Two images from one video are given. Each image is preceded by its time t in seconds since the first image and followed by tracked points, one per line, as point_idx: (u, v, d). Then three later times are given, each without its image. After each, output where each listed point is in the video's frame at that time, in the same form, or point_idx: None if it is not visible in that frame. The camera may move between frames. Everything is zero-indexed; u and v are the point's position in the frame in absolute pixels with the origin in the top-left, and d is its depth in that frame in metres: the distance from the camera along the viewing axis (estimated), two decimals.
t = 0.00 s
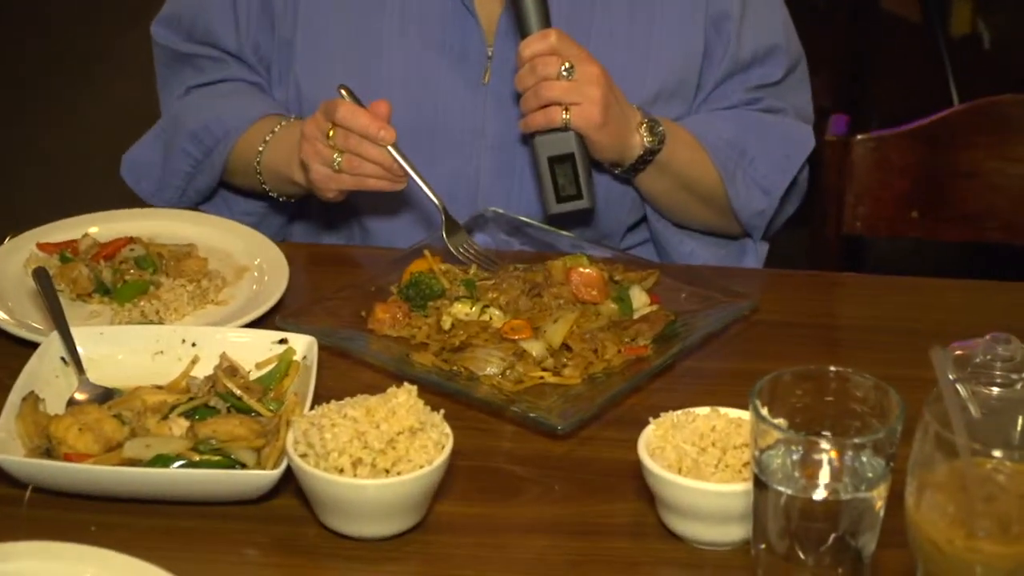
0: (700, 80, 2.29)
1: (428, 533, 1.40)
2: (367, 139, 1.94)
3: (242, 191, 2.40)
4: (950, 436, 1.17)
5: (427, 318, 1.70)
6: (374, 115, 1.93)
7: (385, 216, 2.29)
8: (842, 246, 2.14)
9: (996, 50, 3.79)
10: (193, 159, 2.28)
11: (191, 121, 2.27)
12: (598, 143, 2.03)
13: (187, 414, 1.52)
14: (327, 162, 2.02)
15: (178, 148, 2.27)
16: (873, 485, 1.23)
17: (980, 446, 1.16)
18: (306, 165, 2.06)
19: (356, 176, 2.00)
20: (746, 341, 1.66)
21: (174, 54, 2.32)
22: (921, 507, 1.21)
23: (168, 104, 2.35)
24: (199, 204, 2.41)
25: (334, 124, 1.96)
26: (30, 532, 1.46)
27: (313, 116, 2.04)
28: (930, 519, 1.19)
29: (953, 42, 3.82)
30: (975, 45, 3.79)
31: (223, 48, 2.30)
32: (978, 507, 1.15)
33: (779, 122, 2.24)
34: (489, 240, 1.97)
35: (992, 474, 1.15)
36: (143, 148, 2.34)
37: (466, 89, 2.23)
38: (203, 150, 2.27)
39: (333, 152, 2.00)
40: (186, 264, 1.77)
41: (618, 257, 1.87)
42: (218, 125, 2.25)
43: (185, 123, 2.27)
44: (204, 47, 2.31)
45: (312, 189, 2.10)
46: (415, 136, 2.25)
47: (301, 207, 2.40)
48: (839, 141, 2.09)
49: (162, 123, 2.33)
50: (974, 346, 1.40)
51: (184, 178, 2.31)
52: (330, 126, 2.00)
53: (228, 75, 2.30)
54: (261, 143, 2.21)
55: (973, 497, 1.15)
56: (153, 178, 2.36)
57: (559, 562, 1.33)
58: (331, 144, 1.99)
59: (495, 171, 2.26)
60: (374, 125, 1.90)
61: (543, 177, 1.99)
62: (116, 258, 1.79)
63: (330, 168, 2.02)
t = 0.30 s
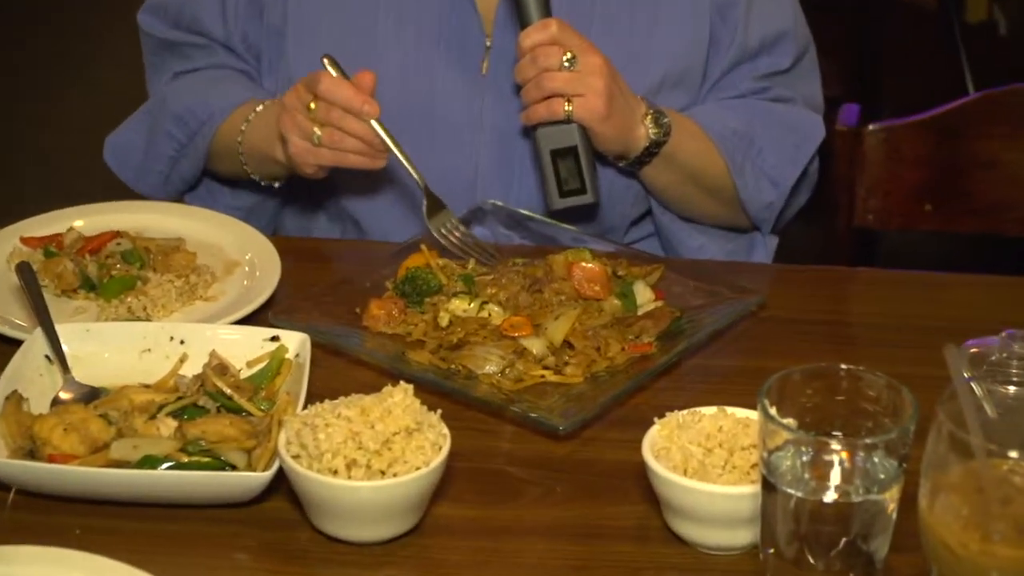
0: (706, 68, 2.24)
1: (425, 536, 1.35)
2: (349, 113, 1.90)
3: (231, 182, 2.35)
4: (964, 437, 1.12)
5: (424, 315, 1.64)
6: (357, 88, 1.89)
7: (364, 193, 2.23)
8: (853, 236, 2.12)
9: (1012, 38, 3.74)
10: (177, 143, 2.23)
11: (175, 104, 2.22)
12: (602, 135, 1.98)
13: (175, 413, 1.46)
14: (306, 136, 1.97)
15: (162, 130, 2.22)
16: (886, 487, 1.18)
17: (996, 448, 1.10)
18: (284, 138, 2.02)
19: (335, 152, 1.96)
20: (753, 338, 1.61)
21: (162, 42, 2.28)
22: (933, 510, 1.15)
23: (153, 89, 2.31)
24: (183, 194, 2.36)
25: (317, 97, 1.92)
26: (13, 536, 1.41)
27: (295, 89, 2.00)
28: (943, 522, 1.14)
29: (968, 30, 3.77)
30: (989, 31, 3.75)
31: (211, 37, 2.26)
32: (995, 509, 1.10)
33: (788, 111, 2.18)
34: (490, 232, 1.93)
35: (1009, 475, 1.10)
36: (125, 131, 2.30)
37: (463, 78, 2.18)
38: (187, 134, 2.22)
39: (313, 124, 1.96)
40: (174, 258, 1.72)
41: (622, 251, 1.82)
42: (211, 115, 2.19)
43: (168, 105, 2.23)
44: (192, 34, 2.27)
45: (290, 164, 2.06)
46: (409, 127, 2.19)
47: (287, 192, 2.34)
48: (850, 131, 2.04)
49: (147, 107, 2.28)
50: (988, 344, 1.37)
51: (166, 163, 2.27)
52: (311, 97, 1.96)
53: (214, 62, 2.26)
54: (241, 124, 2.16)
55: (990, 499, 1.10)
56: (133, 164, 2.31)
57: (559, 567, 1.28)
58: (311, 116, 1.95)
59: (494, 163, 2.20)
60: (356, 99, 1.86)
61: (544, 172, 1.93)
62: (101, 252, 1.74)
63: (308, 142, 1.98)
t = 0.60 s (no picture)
0: (715, 49, 2.19)
1: (422, 540, 1.30)
2: (295, 28, 1.87)
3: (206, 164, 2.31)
4: (979, 438, 1.06)
5: (421, 311, 1.59)
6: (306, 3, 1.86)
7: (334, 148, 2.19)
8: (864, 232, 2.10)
9: None
10: (150, 113, 2.21)
11: (149, 71, 2.19)
12: (609, 115, 1.94)
13: (164, 413, 1.41)
14: (259, 62, 1.95)
15: (134, 99, 2.20)
16: (898, 489, 1.14)
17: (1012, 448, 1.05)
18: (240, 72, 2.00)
19: (289, 76, 1.92)
20: (761, 335, 1.56)
21: (145, 23, 2.24)
22: (947, 514, 1.10)
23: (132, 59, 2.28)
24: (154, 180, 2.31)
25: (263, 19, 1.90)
26: None
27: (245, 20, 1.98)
28: (956, 526, 1.09)
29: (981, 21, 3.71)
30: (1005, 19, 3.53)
31: (196, 16, 2.22)
32: (1011, 512, 1.05)
33: (800, 92, 2.13)
34: (488, 227, 1.87)
35: None
36: (96, 103, 2.24)
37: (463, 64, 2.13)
38: (160, 101, 2.20)
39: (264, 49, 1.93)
40: (163, 253, 1.67)
41: (627, 245, 1.77)
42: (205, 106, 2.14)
43: (143, 74, 2.20)
44: (177, 14, 2.23)
45: (251, 100, 2.02)
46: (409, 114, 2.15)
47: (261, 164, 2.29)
48: (862, 122, 1.99)
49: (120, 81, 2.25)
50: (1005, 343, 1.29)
51: (138, 137, 2.22)
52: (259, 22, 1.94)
53: (200, 42, 2.23)
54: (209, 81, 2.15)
55: (1005, 502, 1.05)
56: (103, 136, 2.24)
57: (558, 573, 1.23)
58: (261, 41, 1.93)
59: (496, 147, 2.16)
60: (304, 13, 1.84)
61: (552, 155, 1.88)
62: (87, 247, 1.69)
63: (262, 69, 1.95)
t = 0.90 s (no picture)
0: (717, 29, 2.14)
1: (418, 544, 1.26)
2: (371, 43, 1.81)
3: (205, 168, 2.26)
4: (993, 439, 1.02)
5: (417, 307, 1.55)
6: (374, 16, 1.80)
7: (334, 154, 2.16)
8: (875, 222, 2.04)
9: None
10: (161, 120, 2.14)
11: (155, 75, 2.13)
12: (608, 96, 1.90)
13: (152, 413, 1.37)
14: (337, 86, 1.89)
15: (146, 106, 2.12)
16: (910, 491, 1.09)
17: None
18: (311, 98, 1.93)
19: (372, 89, 1.86)
20: (768, 332, 1.51)
21: (141, 22, 2.18)
22: (961, 516, 1.06)
23: (125, 68, 2.21)
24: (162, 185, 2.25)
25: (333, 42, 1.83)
26: None
27: (304, 43, 1.90)
28: (970, 529, 1.05)
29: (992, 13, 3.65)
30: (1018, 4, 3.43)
31: (198, 12, 2.18)
32: None
33: (804, 71, 2.09)
34: (484, 220, 1.82)
35: None
36: (102, 114, 2.14)
37: (459, 50, 2.08)
38: (172, 108, 2.13)
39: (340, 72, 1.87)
40: (150, 247, 1.63)
41: (630, 238, 1.72)
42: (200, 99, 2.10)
43: (149, 79, 2.13)
44: (174, 11, 2.18)
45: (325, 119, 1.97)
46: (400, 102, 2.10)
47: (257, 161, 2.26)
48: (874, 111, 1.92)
49: (121, 86, 2.16)
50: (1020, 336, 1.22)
51: (150, 145, 2.15)
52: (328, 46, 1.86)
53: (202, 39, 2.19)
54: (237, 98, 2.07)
55: (1019, 506, 1.01)
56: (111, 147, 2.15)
57: None
58: (335, 64, 1.86)
59: (491, 133, 2.10)
60: (381, 27, 1.77)
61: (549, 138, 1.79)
62: (72, 241, 1.65)
63: (341, 91, 1.89)
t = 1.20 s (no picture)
0: (718, 17, 2.10)
1: (414, 550, 1.21)
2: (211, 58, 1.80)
3: (183, 159, 2.22)
4: (1006, 440, 0.97)
5: (414, 305, 1.50)
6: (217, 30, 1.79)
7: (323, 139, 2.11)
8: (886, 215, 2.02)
9: None
10: (118, 112, 2.12)
11: (112, 66, 2.11)
12: (609, 84, 1.87)
13: (139, 413, 1.31)
14: (209, 101, 1.89)
15: (101, 99, 2.11)
16: (922, 495, 1.04)
17: None
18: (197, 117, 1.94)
19: (240, 101, 1.85)
20: (776, 330, 1.47)
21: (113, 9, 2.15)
22: (974, 520, 1.01)
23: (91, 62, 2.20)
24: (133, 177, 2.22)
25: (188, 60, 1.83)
26: None
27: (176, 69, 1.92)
28: (983, 535, 1.00)
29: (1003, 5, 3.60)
30: None
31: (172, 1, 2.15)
32: None
33: (810, 59, 2.04)
34: (483, 215, 1.78)
35: None
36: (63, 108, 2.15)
37: (452, 38, 2.04)
38: (127, 102, 2.11)
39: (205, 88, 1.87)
40: (137, 243, 1.59)
41: (632, 233, 1.67)
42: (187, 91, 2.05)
43: (105, 71, 2.11)
44: None
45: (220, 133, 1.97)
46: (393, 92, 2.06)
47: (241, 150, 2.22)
48: (885, 102, 1.92)
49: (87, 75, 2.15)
50: None
51: (108, 137, 2.14)
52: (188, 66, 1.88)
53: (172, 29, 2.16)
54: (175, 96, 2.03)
55: None
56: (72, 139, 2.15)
57: None
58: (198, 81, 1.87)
59: (485, 122, 2.06)
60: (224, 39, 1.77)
61: (549, 126, 1.78)
62: (57, 236, 1.61)
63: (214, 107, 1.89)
